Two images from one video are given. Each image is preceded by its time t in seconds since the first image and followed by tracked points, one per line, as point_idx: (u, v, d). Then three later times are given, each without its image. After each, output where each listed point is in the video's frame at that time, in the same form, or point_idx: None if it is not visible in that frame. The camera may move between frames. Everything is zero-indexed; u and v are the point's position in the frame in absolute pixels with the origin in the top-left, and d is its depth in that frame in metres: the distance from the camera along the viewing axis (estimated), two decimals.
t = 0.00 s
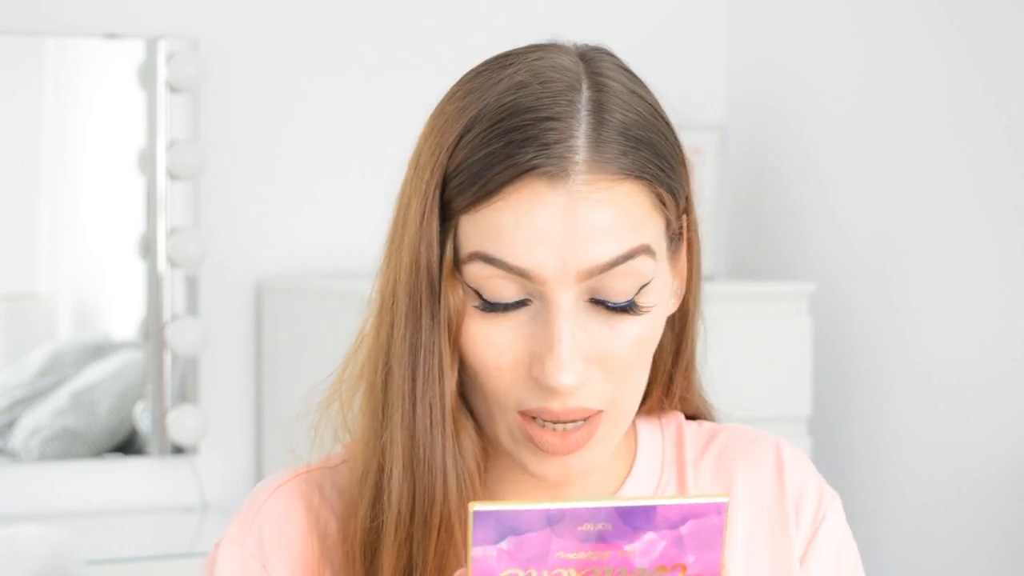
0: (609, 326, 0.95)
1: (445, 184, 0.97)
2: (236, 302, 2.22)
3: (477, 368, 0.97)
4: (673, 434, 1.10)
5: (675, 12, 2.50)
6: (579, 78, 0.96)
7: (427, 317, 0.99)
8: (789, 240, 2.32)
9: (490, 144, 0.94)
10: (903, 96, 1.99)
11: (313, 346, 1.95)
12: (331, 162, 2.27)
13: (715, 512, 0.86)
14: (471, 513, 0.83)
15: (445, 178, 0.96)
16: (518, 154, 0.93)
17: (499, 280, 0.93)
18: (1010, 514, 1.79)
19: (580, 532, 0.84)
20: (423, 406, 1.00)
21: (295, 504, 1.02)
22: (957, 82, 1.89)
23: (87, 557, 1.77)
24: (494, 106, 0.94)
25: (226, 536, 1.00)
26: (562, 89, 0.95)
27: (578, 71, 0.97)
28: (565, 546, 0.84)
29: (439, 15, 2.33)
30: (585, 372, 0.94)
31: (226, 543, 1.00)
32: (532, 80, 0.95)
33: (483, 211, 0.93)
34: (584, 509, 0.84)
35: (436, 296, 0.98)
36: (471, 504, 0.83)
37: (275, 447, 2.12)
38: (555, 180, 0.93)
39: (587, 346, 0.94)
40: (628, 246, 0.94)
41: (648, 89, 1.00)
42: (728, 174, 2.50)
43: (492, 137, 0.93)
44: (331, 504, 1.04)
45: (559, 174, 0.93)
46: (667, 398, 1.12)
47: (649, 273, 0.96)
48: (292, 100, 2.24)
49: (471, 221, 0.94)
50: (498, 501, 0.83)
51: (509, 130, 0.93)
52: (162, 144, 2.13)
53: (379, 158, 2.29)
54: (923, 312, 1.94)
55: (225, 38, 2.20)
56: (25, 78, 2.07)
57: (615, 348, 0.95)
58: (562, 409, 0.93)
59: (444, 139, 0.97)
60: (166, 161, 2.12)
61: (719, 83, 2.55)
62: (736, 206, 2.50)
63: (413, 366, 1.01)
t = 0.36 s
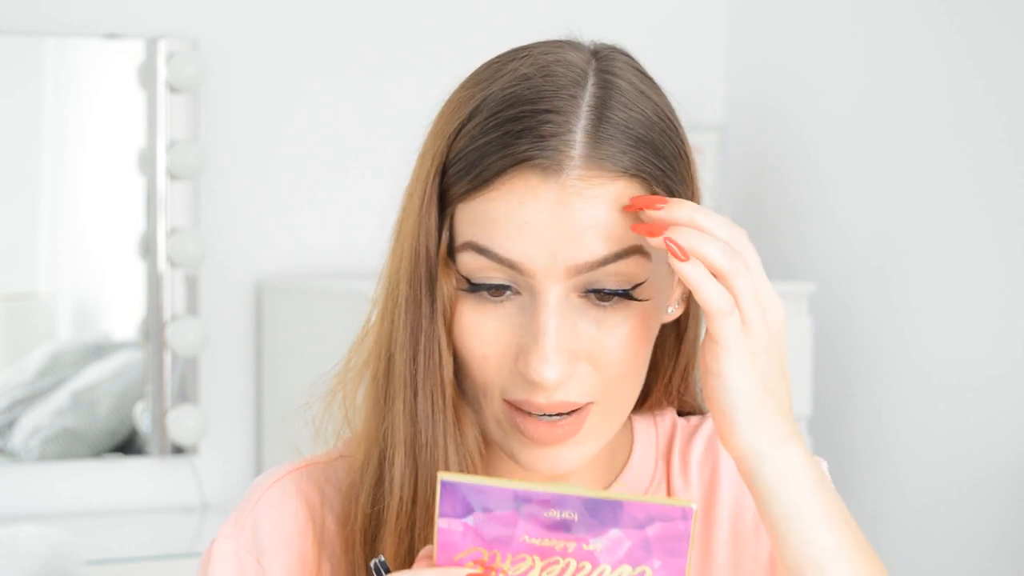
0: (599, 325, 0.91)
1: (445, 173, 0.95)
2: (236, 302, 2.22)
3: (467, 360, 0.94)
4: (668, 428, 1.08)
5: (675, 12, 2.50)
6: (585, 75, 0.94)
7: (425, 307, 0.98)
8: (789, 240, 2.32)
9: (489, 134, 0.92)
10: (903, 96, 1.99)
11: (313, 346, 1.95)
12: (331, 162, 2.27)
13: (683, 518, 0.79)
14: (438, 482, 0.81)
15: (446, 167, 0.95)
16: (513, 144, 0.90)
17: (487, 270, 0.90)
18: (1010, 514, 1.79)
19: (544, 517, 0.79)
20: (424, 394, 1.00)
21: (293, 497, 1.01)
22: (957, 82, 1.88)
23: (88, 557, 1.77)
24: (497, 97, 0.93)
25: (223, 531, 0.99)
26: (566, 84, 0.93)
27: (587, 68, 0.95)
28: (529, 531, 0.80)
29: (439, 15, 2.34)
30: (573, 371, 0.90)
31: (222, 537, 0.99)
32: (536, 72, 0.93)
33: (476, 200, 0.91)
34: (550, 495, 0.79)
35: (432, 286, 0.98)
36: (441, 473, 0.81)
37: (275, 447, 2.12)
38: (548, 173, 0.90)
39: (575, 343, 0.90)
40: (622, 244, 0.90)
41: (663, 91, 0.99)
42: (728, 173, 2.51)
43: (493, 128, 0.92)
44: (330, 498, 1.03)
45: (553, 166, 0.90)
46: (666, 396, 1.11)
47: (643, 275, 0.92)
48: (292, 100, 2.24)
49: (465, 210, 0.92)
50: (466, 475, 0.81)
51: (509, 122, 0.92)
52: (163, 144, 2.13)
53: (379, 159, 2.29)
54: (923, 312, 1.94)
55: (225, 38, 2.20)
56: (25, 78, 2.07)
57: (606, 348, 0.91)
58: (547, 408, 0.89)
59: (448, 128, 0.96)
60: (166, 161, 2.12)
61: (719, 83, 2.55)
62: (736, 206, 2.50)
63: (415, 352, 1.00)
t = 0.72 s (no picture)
0: (585, 325, 0.90)
1: (441, 170, 0.95)
2: (236, 302, 2.22)
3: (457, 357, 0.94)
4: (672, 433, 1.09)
5: (675, 12, 2.50)
6: (583, 76, 0.94)
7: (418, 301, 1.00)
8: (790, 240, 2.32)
9: (482, 131, 0.91)
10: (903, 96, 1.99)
11: (313, 346, 1.95)
12: (331, 162, 2.27)
13: (661, 456, 0.81)
14: (421, 429, 0.80)
15: (441, 164, 0.95)
16: (504, 143, 0.90)
17: (475, 266, 0.89)
18: (1010, 515, 1.78)
19: (528, 462, 0.80)
20: (412, 389, 1.01)
21: (298, 495, 0.98)
22: (957, 82, 1.88)
23: (88, 557, 1.77)
24: (493, 96, 0.93)
25: (226, 530, 0.95)
26: (563, 85, 0.93)
27: (585, 70, 0.95)
28: (512, 477, 0.80)
29: (439, 15, 2.34)
30: (556, 371, 0.89)
31: (225, 536, 0.95)
32: (534, 73, 0.93)
33: (466, 195, 0.90)
34: (533, 439, 0.80)
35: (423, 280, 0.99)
36: (423, 420, 0.81)
37: (275, 447, 2.12)
38: (536, 172, 0.89)
39: (561, 343, 0.89)
40: (609, 246, 0.89)
41: (666, 96, 0.98)
42: (729, 173, 2.51)
43: (486, 124, 0.92)
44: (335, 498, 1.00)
45: (542, 166, 0.89)
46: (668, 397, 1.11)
47: (632, 278, 0.91)
48: (292, 100, 2.24)
49: (455, 206, 0.91)
50: (448, 421, 0.80)
51: (502, 119, 0.91)
52: (162, 144, 2.13)
53: (379, 158, 2.30)
54: (923, 312, 1.94)
55: (225, 38, 2.20)
56: (25, 78, 2.07)
57: (591, 349, 0.90)
58: (528, 407, 0.90)
59: (446, 125, 0.96)
60: (166, 161, 2.12)
61: (719, 83, 2.55)
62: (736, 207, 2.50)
63: (405, 345, 1.01)
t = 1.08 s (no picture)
0: (577, 324, 0.89)
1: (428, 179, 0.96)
2: (236, 302, 2.22)
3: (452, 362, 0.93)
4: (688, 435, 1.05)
5: (675, 12, 2.50)
6: (563, 80, 0.95)
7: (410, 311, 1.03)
8: (790, 240, 2.32)
9: (463, 138, 0.92)
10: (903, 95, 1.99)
11: (313, 346, 1.95)
12: (331, 162, 2.27)
13: (671, 435, 0.81)
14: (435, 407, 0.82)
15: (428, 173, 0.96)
16: (484, 149, 0.91)
17: (459, 272, 0.89)
18: (1010, 515, 1.78)
19: (540, 441, 0.81)
20: (407, 396, 1.04)
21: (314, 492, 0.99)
22: (957, 82, 1.88)
23: (88, 557, 1.77)
24: (476, 105, 0.94)
25: (240, 527, 0.96)
26: (542, 90, 0.93)
27: (567, 73, 0.95)
28: (523, 456, 0.81)
29: (439, 15, 2.34)
30: (547, 371, 0.89)
31: (240, 533, 0.95)
32: (515, 80, 0.94)
33: (446, 203, 0.91)
34: (544, 417, 0.81)
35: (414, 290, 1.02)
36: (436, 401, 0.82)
37: (275, 447, 2.12)
38: (514, 176, 0.89)
39: (552, 343, 0.89)
40: (593, 244, 0.89)
41: (649, 95, 0.98)
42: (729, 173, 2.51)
43: (467, 132, 0.93)
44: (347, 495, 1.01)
45: (520, 168, 0.89)
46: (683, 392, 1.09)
47: (622, 274, 0.90)
48: (292, 100, 2.24)
49: (441, 213, 0.92)
50: (461, 400, 0.82)
51: (482, 126, 0.92)
52: (162, 144, 2.13)
53: (379, 159, 2.30)
54: (923, 312, 1.94)
55: (225, 38, 2.20)
56: (25, 78, 2.07)
57: (584, 346, 0.89)
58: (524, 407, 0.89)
59: (434, 138, 0.97)
60: (166, 161, 2.12)
61: (719, 83, 2.55)
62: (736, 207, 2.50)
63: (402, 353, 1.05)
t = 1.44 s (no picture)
0: (601, 310, 0.87)
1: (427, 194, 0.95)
2: (236, 302, 2.22)
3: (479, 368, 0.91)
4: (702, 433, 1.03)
5: (675, 12, 2.51)
6: (543, 74, 0.94)
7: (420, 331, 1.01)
8: (790, 240, 2.32)
9: (455, 145, 0.91)
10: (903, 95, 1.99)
11: (313, 346, 1.95)
12: (331, 162, 2.27)
13: (660, 418, 0.73)
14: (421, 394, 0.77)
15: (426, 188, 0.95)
16: (480, 146, 0.89)
17: (476, 273, 0.87)
18: (1010, 515, 1.78)
19: (528, 427, 0.75)
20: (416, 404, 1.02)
21: (332, 490, 0.99)
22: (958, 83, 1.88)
23: (88, 557, 1.77)
24: (464, 114, 0.93)
25: (259, 521, 0.97)
26: (526, 86, 0.92)
27: (545, 69, 0.94)
28: (512, 443, 0.75)
29: (439, 15, 2.34)
30: (579, 363, 0.86)
31: (258, 529, 0.96)
32: (499, 82, 0.93)
33: (450, 210, 0.90)
34: (531, 401, 0.75)
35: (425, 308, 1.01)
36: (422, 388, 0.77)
37: (275, 448, 2.12)
38: (514, 164, 0.87)
39: (580, 332, 0.86)
40: (602, 218, 0.86)
41: (630, 78, 0.97)
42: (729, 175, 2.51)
43: (458, 137, 0.92)
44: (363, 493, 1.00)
45: (518, 155, 0.87)
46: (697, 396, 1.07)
47: (636, 249, 0.88)
48: (292, 100, 2.25)
49: (448, 221, 0.90)
50: (446, 386, 0.76)
51: (471, 128, 0.91)
52: (163, 144, 2.13)
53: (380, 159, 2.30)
54: (923, 312, 1.94)
55: (225, 38, 2.20)
56: (25, 78, 2.07)
57: (609, 333, 0.87)
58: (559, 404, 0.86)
59: (428, 155, 0.96)
60: (166, 161, 2.12)
61: (719, 83, 2.55)
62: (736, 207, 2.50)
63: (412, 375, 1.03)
